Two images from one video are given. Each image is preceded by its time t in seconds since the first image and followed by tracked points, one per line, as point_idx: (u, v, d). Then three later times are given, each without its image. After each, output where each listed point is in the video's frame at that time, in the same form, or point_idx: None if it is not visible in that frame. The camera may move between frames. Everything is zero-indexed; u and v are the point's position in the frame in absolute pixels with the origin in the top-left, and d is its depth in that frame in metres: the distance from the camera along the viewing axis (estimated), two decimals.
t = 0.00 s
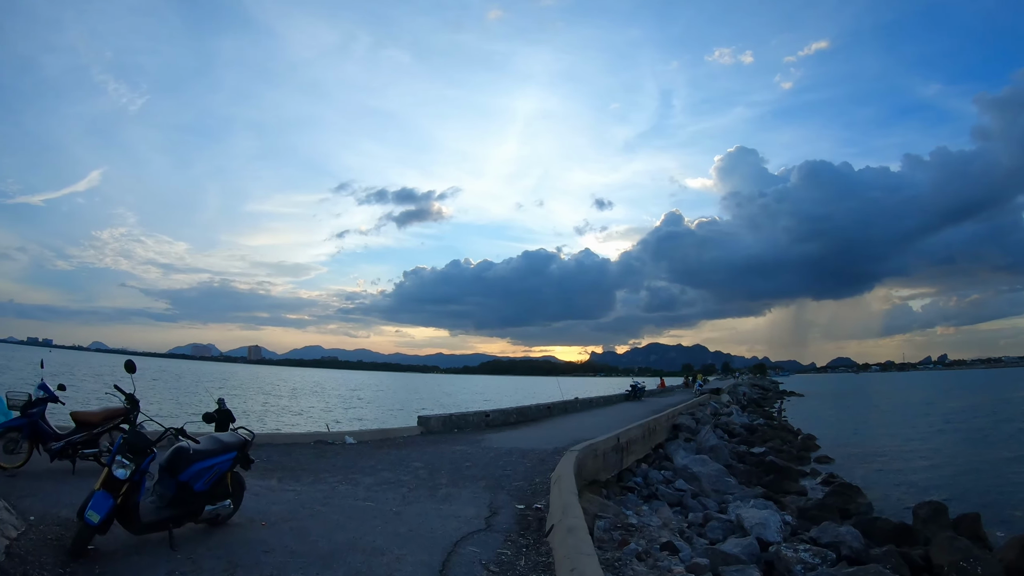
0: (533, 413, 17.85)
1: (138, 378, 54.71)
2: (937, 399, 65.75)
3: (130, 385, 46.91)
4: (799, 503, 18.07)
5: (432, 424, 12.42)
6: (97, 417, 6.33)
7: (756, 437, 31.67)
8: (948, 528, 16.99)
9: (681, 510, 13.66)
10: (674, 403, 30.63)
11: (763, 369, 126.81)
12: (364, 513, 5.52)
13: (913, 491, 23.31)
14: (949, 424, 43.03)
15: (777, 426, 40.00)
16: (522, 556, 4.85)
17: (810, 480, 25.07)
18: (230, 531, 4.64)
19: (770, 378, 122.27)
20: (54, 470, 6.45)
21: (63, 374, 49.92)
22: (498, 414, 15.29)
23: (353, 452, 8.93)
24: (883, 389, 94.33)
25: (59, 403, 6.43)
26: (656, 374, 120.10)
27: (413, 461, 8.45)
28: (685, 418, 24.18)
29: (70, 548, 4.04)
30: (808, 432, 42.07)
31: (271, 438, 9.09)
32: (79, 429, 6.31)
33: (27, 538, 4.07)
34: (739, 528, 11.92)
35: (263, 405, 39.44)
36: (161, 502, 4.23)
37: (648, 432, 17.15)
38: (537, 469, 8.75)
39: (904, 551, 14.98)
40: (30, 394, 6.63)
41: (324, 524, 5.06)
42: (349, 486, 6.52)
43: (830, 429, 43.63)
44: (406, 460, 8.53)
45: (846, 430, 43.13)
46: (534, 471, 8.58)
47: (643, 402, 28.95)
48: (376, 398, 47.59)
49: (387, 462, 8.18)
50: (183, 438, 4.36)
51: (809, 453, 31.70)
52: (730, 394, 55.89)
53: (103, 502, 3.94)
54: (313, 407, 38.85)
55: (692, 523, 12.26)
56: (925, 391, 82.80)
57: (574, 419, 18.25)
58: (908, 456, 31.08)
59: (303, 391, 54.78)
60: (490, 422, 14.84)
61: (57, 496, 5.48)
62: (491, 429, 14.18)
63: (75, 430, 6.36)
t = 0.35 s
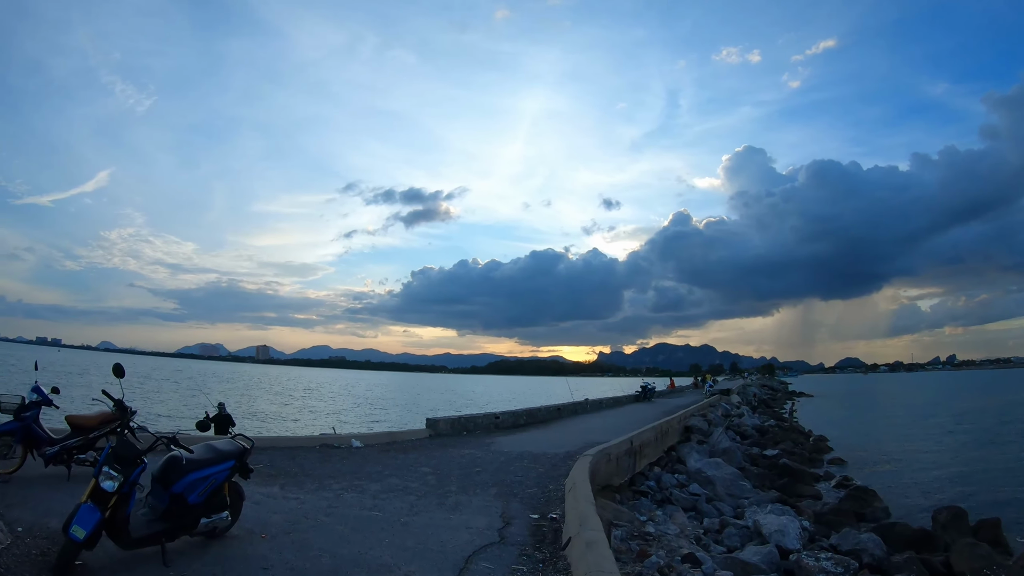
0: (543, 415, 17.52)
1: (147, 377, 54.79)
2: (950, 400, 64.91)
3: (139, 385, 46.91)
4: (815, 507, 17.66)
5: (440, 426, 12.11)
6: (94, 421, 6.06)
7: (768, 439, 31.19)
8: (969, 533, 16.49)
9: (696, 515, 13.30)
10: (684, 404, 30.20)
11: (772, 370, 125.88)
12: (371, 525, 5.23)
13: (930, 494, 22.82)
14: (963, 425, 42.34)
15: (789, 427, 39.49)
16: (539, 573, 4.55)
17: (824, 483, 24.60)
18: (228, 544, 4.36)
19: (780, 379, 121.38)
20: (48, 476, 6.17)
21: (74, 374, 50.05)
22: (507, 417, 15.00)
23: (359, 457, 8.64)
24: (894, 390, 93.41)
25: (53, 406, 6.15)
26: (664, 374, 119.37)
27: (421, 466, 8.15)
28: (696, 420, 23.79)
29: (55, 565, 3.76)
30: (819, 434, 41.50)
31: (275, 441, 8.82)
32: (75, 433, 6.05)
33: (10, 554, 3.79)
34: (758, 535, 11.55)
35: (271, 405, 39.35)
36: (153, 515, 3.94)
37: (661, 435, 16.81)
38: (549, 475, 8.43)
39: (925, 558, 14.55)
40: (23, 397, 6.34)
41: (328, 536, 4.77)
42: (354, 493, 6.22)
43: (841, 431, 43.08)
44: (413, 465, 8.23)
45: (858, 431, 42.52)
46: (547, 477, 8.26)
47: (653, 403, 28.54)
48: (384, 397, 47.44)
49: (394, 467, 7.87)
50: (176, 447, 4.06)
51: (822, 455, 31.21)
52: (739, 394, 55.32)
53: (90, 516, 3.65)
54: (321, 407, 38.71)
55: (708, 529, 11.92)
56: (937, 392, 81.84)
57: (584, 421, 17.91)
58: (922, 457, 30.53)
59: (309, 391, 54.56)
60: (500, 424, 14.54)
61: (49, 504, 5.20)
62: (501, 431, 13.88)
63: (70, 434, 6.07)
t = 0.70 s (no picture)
0: (552, 409, 17.24)
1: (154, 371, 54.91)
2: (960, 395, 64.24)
3: (147, 378, 46.96)
4: (830, 504, 17.34)
5: (448, 420, 11.84)
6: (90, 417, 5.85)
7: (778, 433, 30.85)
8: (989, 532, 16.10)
9: (710, 513, 13.03)
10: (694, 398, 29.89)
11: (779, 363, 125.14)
12: (380, 525, 4.94)
13: (944, 489, 22.45)
14: (974, 421, 41.88)
15: (798, 422, 39.08)
16: None
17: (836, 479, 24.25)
18: (227, 547, 4.08)
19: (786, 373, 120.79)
20: (43, 472, 5.93)
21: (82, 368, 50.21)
22: (516, 410, 14.75)
23: (366, 452, 8.36)
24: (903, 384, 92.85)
25: (47, 401, 5.90)
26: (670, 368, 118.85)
27: (430, 462, 7.88)
28: (707, 414, 23.48)
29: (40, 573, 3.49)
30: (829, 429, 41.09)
31: (278, 437, 8.57)
32: (70, 429, 5.82)
33: None
34: (775, 532, 11.41)
35: (277, 399, 39.24)
36: (146, 517, 3.66)
37: (672, 429, 16.51)
38: (563, 471, 8.15)
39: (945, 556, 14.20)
40: (15, 391, 6.09)
41: (335, 538, 4.48)
42: (360, 491, 5.93)
43: (851, 425, 42.65)
44: (422, 460, 7.95)
45: (868, 426, 42.09)
46: (561, 474, 7.99)
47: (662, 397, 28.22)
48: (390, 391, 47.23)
49: (403, 463, 7.59)
50: (170, 445, 3.77)
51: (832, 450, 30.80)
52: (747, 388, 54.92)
53: (76, 520, 3.38)
54: (326, 401, 38.60)
55: (724, 528, 11.66)
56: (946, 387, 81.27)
57: (593, 415, 17.62)
58: (934, 452, 30.15)
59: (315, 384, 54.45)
60: (509, 418, 14.29)
61: (41, 504, 4.96)
62: (509, 426, 13.60)
63: (66, 429, 5.86)
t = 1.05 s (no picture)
0: (559, 406, 16.96)
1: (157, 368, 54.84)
2: (967, 392, 63.80)
3: (152, 375, 46.88)
4: (842, 503, 17.09)
5: (455, 418, 11.58)
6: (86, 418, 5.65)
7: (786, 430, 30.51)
8: (1005, 531, 15.76)
9: (722, 512, 12.80)
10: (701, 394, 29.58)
11: (784, 360, 124.65)
12: (387, 532, 4.68)
13: (955, 486, 22.12)
14: (983, 417, 41.44)
15: (805, 418, 38.74)
16: None
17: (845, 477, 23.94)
18: (223, 558, 3.82)
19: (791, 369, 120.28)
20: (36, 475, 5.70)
21: (86, 365, 50.22)
22: (524, 407, 14.50)
23: (372, 451, 8.10)
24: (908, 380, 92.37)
25: (40, 401, 5.67)
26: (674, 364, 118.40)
27: (438, 461, 7.63)
28: (715, 410, 23.19)
29: None
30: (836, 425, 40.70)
31: (281, 436, 8.34)
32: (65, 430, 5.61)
33: None
34: (789, 532, 11.45)
35: (280, 394, 39.06)
36: (137, 526, 3.42)
37: (682, 427, 16.24)
38: (574, 471, 7.91)
39: (962, 556, 13.87)
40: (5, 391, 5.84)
41: (338, 547, 4.21)
42: (366, 494, 5.67)
43: (858, 422, 42.29)
44: (429, 460, 7.70)
45: (875, 423, 41.70)
46: (573, 474, 7.74)
47: (669, 394, 27.93)
48: (393, 387, 46.99)
49: (410, 463, 7.32)
50: (163, 451, 3.52)
51: (840, 447, 30.46)
52: (753, 384, 54.56)
53: (62, 532, 3.14)
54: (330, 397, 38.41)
55: (738, 529, 11.47)
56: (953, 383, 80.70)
57: (600, 412, 17.35)
58: (944, 449, 29.76)
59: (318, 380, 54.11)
60: (516, 415, 14.05)
61: (31, 509, 4.72)
62: (517, 423, 13.34)
63: (60, 431, 5.65)
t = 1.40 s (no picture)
0: (564, 404, 16.66)
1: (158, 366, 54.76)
2: (969, 389, 63.56)
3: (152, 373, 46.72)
4: (854, 503, 16.84)
5: (459, 416, 11.29)
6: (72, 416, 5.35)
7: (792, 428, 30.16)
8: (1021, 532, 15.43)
9: (733, 513, 12.55)
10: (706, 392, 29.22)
11: (786, 359, 124.22)
12: (391, 540, 4.39)
13: (966, 485, 21.75)
14: (990, 415, 41.00)
15: (810, 416, 38.43)
16: None
17: (854, 476, 23.62)
18: (212, 569, 3.52)
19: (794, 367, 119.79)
20: (20, 477, 5.41)
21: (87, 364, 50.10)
22: (529, 406, 14.19)
23: (373, 451, 7.79)
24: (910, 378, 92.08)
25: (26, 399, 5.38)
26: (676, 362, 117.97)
27: (443, 462, 7.33)
28: (721, 408, 22.85)
29: None
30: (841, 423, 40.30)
31: (281, 435, 8.10)
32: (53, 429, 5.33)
33: None
34: (804, 533, 11.45)
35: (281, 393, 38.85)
36: (120, 536, 3.12)
37: (689, 425, 15.93)
38: (584, 472, 7.61)
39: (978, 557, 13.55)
40: None
41: (339, 557, 3.91)
42: (368, 498, 5.38)
43: (862, 419, 42.04)
44: (432, 460, 7.38)
45: (882, 420, 41.28)
46: (583, 475, 7.46)
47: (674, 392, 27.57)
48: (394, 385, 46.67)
49: (414, 464, 7.02)
50: (145, 454, 3.21)
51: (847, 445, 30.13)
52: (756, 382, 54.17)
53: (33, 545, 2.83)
54: (331, 395, 38.15)
55: (751, 531, 11.22)
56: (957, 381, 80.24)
57: (606, 411, 17.03)
58: (953, 447, 29.36)
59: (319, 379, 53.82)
60: (521, 414, 13.75)
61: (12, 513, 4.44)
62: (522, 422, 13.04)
63: (46, 430, 5.35)
